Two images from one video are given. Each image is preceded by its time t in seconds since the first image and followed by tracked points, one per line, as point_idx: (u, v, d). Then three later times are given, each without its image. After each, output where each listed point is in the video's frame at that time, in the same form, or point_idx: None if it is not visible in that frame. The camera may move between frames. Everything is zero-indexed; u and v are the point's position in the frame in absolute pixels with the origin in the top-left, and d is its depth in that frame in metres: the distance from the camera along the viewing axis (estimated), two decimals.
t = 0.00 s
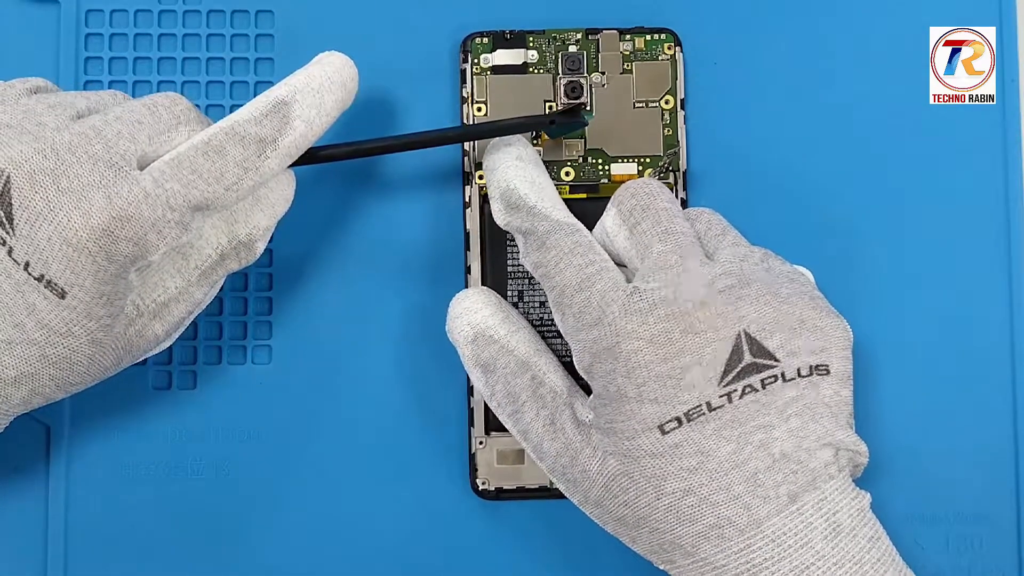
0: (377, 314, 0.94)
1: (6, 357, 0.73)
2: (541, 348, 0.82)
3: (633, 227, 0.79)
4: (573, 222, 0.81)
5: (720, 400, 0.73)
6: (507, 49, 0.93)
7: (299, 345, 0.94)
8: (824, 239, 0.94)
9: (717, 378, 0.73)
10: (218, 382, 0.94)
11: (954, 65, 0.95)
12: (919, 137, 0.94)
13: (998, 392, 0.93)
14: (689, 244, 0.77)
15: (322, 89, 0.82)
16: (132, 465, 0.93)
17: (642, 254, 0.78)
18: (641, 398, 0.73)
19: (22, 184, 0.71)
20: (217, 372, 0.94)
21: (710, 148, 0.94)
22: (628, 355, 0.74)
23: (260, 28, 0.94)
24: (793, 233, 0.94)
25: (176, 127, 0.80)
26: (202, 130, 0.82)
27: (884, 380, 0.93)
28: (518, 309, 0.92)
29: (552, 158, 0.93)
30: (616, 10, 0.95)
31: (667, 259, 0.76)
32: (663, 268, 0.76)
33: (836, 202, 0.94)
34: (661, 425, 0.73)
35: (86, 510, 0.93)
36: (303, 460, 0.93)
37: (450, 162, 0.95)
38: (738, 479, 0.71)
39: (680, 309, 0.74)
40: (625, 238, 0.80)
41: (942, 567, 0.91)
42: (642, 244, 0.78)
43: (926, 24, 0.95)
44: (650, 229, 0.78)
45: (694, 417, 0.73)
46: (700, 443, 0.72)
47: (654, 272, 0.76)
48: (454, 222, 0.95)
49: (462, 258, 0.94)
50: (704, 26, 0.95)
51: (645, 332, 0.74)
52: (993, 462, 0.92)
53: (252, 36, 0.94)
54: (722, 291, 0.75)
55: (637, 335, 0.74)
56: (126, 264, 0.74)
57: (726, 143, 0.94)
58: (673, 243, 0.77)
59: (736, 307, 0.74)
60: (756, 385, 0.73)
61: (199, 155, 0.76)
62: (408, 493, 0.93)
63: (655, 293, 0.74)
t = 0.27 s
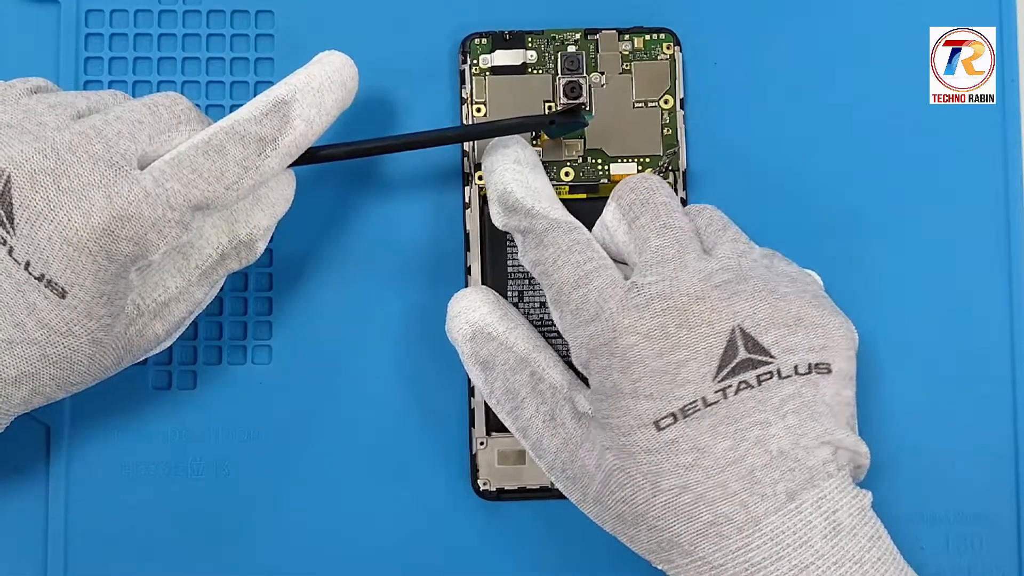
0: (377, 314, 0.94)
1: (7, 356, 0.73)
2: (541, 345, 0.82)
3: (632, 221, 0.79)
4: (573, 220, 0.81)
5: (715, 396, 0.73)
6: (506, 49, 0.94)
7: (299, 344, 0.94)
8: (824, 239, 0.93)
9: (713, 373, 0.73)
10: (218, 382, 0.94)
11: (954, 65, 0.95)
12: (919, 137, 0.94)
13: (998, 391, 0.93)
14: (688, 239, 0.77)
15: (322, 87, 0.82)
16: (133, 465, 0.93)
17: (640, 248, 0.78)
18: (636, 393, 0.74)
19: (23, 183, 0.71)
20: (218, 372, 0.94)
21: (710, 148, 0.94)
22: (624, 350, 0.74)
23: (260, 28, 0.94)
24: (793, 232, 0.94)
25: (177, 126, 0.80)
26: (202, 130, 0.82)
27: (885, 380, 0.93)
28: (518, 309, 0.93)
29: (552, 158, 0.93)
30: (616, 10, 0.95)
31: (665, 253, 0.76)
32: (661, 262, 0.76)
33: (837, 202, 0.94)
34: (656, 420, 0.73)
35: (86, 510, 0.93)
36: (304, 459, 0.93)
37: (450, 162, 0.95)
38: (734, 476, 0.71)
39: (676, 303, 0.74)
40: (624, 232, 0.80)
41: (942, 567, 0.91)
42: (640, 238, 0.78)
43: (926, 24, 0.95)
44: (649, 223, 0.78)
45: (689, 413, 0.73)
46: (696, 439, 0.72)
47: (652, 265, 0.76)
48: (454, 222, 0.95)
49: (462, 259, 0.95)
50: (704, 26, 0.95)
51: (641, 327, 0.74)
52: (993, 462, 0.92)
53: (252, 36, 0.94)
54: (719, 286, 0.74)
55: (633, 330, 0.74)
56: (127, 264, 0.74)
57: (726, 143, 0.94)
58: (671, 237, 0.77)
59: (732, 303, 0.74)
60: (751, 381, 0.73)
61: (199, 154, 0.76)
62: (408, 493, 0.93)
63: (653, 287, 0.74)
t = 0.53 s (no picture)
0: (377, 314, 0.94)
1: (5, 357, 0.73)
2: (538, 355, 0.82)
3: (635, 226, 0.79)
4: (580, 215, 0.81)
5: (717, 403, 0.73)
6: (506, 49, 0.93)
7: (299, 344, 0.94)
8: (824, 239, 0.93)
9: (717, 380, 0.73)
10: (218, 382, 0.94)
11: (954, 65, 0.95)
12: (919, 137, 0.94)
13: (998, 391, 0.93)
14: (691, 246, 0.77)
15: (318, 83, 0.82)
16: (133, 465, 0.93)
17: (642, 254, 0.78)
18: (638, 399, 0.74)
19: (21, 184, 0.71)
20: (217, 372, 0.94)
21: (710, 148, 0.94)
22: (629, 356, 0.74)
23: (260, 28, 0.94)
24: (793, 233, 0.94)
25: (175, 126, 0.80)
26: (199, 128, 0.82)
27: (885, 380, 0.93)
28: (518, 309, 0.93)
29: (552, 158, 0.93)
30: (616, 10, 0.95)
31: (669, 259, 0.77)
32: (666, 268, 0.77)
33: (837, 202, 0.94)
34: (657, 427, 0.73)
35: (86, 510, 0.93)
36: (304, 459, 0.93)
37: (450, 162, 0.95)
38: (734, 484, 0.71)
39: (681, 310, 0.74)
40: (626, 237, 0.80)
41: (942, 567, 0.91)
42: (644, 244, 0.78)
43: (926, 24, 0.95)
44: (652, 229, 0.78)
45: (691, 420, 0.73)
46: (696, 446, 0.72)
47: (657, 272, 0.76)
48: (454, 222, 0.95)
49: (462, 259, 0.94)
50: (704, 26, 0.95)
51: (645, 335, 0.74)
52: (993, 462, 0.92)
53: (252, 36, 0.94)
54: (723, 294, 0.75)
55: (638, 338, 0.74)
56: (125, 264, 0.74)
57: (726, 143, 0.94)
58: (676, 244, 0.77)
59: (736, 310, 0.74)
60: (754, 389, 0.73)
61: (196, 152, 0.76)
62: (408, 493, 0.93)
63: (658, 294, 0.75)
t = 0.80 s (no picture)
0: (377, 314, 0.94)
1: (4, 357, 0.73)
2: (537, 358, 0.82)
3: (638, 230, 0.79)
4: (589, 214, 0.81)
5: (721, 406, 0.73)
6: (506, 50, 0.93)
7: (299, 344, 0.94)
8: (824, 239, 0.93)
9: (722, 382, 0.73)
10: (219, 382, 0.94)
11: (954, 65, 0.95)
12: (919, 137, 0.94)
13: (998, 391, 0.93)
14: (695, 250, 0.77)
15: (318, 84, 0.82)
16: (133, 465, 0.93)
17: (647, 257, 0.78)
18: (642, 401, 0.74)
19: (21, 184, 0.71)
20: (217, 372, 0.94)
21: (710, 148, 0.94)
22: (633, 357, 0.74)
23: (260, 28, 0.94)
24: (793, 233, 0.94)
25: (175, 127, 0.80)
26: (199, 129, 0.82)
27: (885, 380, 0.93)
28: (518, 310, 0.92)
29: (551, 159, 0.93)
30: (616, 11, 0.95)
31: (674, 262, 0.77)
32: (670, 271, 0.76)
33: (837, 202, 0.94)
34: (660, 429, 0.74)
35: (86, 510, 0.93)
36: (304, 459, 0.93)
37: (450, 162, 0.95)
38: (737, 486, 0.71)
39: (686, 312, 0.74)
40: (628, 241, 0.80)
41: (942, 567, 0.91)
42: (647, 247, 0.78)
43: (926, 24, 0.95)
44: (655, 232, 0.78)
45: (695, 422, 0.73)
46: (698, 446, 0.72)
47: (661, 274, 0.76)
48: (455, 222, 0.95)
49: (462, 259, 0.94)
50: (704, 27, 0.95)
51: (651, 336, 0.74)
52: (993, 462, 0.92)
53: (252, 36, 0.94)
54: (728, 296, 0.75)
55: (643, 338, 0.74)
56: (125, 265, 0.74)
57: (726, 144, 0.94)
58: (679, 247, 0.77)
59: (742, 312, 0.75)
60: (758, 392, 0.73)
61: (196, 153, 0.76)
62: (408, 493, 0.93)
63: (663, 295, 0.75)
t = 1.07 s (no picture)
0: (377, 313, 0.94)
1: (3, 356, 0.73)
2: (538, 356, 0.82)
3: (638, 230, 0.79)
4: (585, 218, 0.81)
5: (720, 407, 0.73)
6: (505, 50, 0.93)
7: (299, 344, 0.94)
8: (825, 239, 0.93)
9: (719, 384, 0.73)
10: (219, 382, 0.94)
11: (954, 65, 0.95)
12: (919, 137, 0.94)
13: (998, 392, 0.92)
14: (695, 250, 0.77)
15: (317, 83, 0.83)
16: (133, 464, 0.93)
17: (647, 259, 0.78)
18: (641, 403, 0.74)
19: (20, 182, 0.71)
20: (217, 372, 0.94)
21: (710, 148, 0.94)
22: (631, 360, 0.74)
23: (260, 28, 0.95)
24: (793, 233, 0.93)
25: (175, 126, 0.80)
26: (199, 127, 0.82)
27: (886, 380, 0.92)
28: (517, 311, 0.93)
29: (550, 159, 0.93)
30: (616, 11, 0.95)
31: (673, 263, 0.77)
32: (669, 273, 0.76)
33: (837, 202, 0.94)
34: (659, 431, 0.73)
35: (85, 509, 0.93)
36: (303, 459, 0.93)
37: (450, 162, 0.95)
38: (735, 488, 0.71)
39: (684, 314, 0.74)
40: (629, 242, 0.81)
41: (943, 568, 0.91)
42: (647, 248, 0.78)
43: (926, 24, 0.95)
44: (655, 233, 0.78)
45: (694, 424, 0.73)
46: (697, 446, 0.72)
47: (660, 276, 0.76)
48: (455, 222, 0.95)
49: (462, 260, 0.94)
50: (703, 27, 0.95)
51: (650, 338, 0.74)
52: (994, 463, 0.92)
53: (252, 36, 0.95)
54: (728, 297, 0.75)
55: (642, 340, 0.74)
56: (124, 263, 0.74)
57: (726, 144, 0.94)
58: (678, 248, 0.77)
59: (741, 314, 0.74)
60: (757, 394, 0.73)
61: (196, 152, 0.76)
62: (408, 493, 0.93)
63: (662, 297, 0.74)
